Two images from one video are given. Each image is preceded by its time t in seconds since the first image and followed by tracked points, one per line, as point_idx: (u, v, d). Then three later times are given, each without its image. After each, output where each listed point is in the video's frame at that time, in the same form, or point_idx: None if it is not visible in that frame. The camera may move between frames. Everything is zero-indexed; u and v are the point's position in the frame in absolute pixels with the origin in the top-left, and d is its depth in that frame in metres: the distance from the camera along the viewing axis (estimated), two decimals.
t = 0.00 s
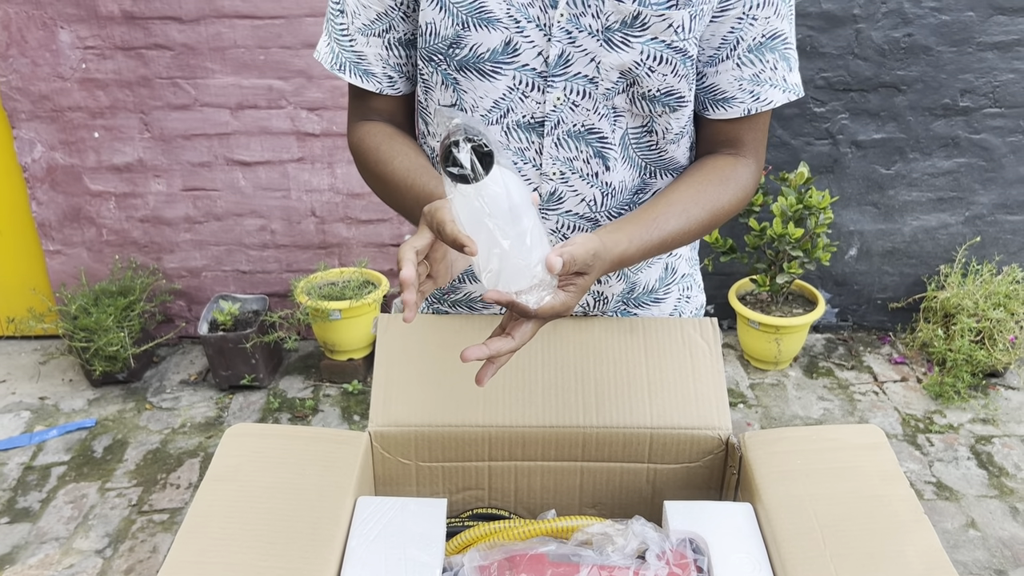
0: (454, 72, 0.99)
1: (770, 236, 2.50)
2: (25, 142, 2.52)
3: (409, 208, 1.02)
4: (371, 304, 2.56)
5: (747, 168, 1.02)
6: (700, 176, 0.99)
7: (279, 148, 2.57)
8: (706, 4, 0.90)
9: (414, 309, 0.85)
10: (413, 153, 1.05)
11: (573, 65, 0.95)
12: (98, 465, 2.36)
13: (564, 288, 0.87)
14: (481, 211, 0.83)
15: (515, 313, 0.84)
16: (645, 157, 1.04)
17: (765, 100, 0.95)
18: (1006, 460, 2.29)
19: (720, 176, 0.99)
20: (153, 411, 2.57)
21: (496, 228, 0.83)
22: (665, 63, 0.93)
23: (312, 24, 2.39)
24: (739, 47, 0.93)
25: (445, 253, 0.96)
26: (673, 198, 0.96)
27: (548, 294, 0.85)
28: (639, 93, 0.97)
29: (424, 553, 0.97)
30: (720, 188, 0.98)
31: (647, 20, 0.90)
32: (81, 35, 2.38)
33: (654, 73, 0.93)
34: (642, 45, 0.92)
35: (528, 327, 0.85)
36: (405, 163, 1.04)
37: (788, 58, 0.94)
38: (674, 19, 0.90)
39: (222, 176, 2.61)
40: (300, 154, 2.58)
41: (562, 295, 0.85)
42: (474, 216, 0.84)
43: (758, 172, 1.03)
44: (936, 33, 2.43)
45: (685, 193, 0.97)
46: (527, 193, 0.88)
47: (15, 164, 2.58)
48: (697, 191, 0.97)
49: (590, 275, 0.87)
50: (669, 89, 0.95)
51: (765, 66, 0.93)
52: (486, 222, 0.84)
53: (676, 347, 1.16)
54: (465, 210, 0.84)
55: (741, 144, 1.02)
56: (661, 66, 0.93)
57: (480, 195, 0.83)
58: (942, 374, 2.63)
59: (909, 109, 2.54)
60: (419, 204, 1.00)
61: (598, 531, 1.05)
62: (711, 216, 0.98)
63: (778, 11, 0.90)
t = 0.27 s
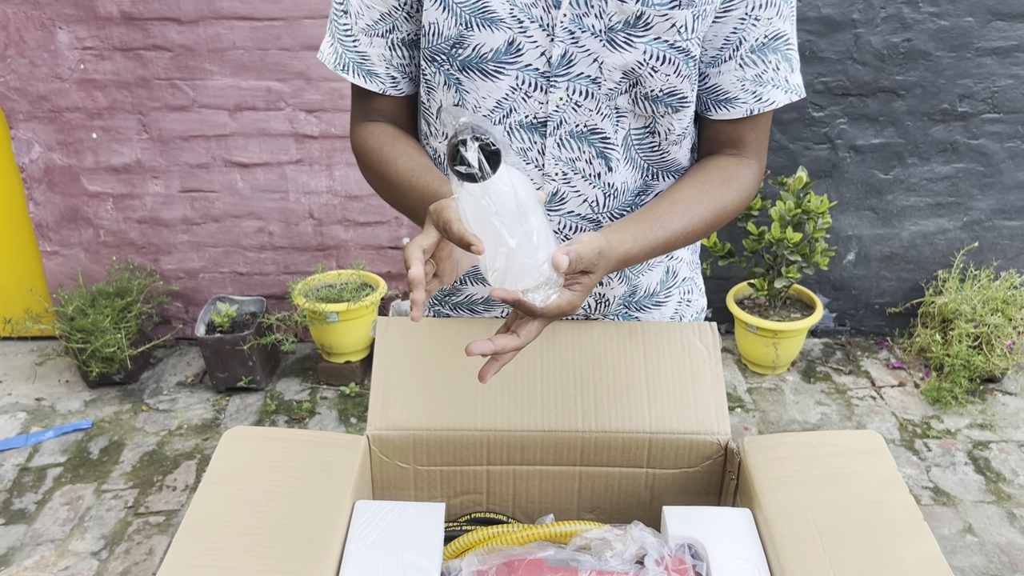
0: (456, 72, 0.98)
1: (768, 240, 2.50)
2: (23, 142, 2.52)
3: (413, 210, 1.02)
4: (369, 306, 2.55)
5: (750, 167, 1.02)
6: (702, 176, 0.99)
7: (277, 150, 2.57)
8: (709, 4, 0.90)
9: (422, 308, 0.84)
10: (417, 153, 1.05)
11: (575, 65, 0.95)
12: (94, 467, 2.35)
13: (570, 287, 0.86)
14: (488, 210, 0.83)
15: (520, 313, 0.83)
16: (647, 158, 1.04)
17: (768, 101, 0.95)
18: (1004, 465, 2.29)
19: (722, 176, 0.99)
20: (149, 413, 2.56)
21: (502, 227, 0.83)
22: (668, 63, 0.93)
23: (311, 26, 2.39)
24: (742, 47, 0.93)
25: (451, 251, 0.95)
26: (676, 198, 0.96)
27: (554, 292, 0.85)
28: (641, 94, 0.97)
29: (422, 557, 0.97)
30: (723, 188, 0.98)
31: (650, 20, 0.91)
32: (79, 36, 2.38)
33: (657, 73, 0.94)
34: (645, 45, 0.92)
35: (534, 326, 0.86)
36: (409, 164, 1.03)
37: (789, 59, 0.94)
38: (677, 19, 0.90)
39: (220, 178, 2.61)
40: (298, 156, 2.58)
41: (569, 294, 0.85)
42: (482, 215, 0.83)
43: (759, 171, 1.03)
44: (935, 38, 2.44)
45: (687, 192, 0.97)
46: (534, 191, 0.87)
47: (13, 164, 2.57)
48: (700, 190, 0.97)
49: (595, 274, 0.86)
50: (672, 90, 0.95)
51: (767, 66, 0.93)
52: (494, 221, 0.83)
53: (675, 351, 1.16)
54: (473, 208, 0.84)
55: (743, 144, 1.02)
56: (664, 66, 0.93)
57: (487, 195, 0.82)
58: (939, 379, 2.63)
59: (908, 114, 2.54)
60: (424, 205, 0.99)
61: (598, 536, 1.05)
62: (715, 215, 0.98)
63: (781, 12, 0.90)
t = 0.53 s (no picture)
0: (463, 72, 0.99)
1: (769, 242, 2.50)
2: (23, 141, 2.51)
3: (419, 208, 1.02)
4: (370, 307, 2.55)
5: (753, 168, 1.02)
6: (707, 176, 0.99)
7: (278, 150, 2.57)
8: (714, 6, 0.90)
9: (430, 305, 0.85)
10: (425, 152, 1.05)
11: (581, 66, 0.95)
12: (93, 466, 2.35)
13: (576, 284, 0.87)
14: (498, 204, 0.82)
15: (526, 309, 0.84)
16: (651, 160, 1.05)
17: (772, 102, 0.96)
18: (1002, 468, 2.29)
19: (727, 176, 0.99)
20: (149, 413, 2.56)
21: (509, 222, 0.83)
22: (673, 65, 0.93)
23: (313, 26, 2.39)
24: (747, 49, 0.94)
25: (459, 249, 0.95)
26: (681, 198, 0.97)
27: (561, 290, 0.86)
28: (646, 95, 0.97)
29: (425, 557, 0.97)
30: (728, 188, 0.98)
31: (656, 21, 0.91)
32: (81, 35, 2.38)
33: (662, 74, 0.94)
34: (650, 46, 0.92)
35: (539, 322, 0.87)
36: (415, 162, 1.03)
37: (794, 61, 0.95)
38: (683, 21, 0.90)
39: (221, 178, 2.61)
40: (299, 156, 2.58)
41: (574, 292, 0.86)
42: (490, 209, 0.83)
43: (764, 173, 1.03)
44: (935, 42, 2.44)
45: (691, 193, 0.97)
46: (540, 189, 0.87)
47: (13, 163, 2.57)
48: (706, 190, 0.98)
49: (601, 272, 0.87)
50: (677, 91, 0.95)
51: (773, 68, 0.93)
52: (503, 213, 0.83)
53: (677, 353, 1.16)
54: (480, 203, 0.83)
55: (748, 145, 1.02)
56: (669, 67, 0.93)
57: (496, 189, 0.82)
58: (938, 381, 2.64)
59: (908, 117, 2.55)
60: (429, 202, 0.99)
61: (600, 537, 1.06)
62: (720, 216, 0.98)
63: (786, 14, 0.91)
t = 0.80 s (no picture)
0: (465, 69, 0.99)
1: (767, 242, 2.51)
2: (24, 138, 2.52)
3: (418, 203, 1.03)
4: (369, 305, 2.56)
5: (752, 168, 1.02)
6: (704, 169, 1.00)
7: (278, 148, 2.57)
8: (715, 5, 0.91)
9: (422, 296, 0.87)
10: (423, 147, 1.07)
11: (582, 64, 0.95)
12: (92, 463, 2.35)
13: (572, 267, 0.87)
14: (486, 201, 0.89)
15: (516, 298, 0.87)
16: (651, 156, 1.05)
17: (771, 100, 0.96)
18: (1000, 468, 2.30)
19: (725, 169, 1.00)
20: (148, 410, 2.56)
21: (500, 215, 0.88)
22: (674, 63, 0.94)
23: (313, 25, 2.39)
24: (746, 48, 0.94)
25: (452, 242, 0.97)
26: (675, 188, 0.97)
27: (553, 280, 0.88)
28: (647, 93, 0.97)
29: (424, 553, 0.98)
30: (724, 182, 0.99)
31: (658, 19, 0.91)
32: (81, 33, 2.38)
33: (663, 72, 0.94)
34: (652, 44, 0.93)
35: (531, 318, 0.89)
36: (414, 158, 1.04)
37: (794, 60, 0.95)
38: (684, 19, 0.91)
39: (221, 176, 2.61)
40: (299, 155, 2.58)
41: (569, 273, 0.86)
42: (482, 206, 0.89)
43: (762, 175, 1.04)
44: (934, 43, 2.45)
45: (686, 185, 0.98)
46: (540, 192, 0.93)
47: (13, 160, 2.57)
48: (701, 182, 0.98)
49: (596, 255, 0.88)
50: (677, 89, 0.96)
51: (772, 67, 0.94)
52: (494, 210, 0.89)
53: (676, 352, 1.17)
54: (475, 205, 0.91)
55: (747, 141, 1.03)
56: (670, 65, 0.94)
57: (488, 188, 0.89)
58: (936, 381, 2.64)
59: (907, 118, 2.56)
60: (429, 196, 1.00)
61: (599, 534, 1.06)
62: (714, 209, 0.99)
63: (786, 13, 0.91)
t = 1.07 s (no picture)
0: (465, 67, 1.00)
1: (766, 240, 2.51)
2: (24, 135, 2.52)
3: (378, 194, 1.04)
4: (368, 302, 2.56)
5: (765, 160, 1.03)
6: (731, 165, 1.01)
7: (278, 145, 2.58)
8: (715, 8, 0.92)
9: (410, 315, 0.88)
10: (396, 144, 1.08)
11: (581, 63, 0.96)
12: (91, 459, 2.36)
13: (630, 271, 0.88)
14: (574, 191, 0.84)
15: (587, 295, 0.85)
16: (646, 156, 1.05)
17: (776, 100, 0.97)
18: (996, 467, 2.31)
19: (742, 166, 1.01)
20: (148, 406, 2.57)
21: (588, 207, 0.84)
22: (672, 63, 0.94)
23: (313, 22, 2.40)
24: (753, 49, 0.95)
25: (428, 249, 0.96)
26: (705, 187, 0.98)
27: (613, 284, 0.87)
28: (644, 92, 0.98)
29: (421, 547, 0.98)
30: (745, 178, 1.00)
31: (657, 21, 0.92)
32: (81, 29, 2.39)
33: (660, 72, 0.95)
34: (651, 45, 0.93)
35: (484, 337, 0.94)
36: (384, 151, 1.06)
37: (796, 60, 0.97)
38: (683, 21, 0.91)
39: (221, 173, 2.62)
40: (298, 152, 2.59)
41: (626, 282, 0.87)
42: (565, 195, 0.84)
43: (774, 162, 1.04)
44: (932, 42, 2.46)
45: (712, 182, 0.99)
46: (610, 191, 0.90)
47: (14, 157, 2.58)
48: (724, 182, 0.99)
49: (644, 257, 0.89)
50: (674, 89, 0.97)
51: (777, 67, 0.95)
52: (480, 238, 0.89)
53: (672, 349, 1.17)
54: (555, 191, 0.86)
55: (759, 135, 1.03)
56: (667, 66, 0.95)
57: (576, 177, 0.84)
58: (933, 380, 2.65)
59: (905, 117, 2.56)
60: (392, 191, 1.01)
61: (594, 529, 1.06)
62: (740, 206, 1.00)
63: (790, 14, 0.93)
